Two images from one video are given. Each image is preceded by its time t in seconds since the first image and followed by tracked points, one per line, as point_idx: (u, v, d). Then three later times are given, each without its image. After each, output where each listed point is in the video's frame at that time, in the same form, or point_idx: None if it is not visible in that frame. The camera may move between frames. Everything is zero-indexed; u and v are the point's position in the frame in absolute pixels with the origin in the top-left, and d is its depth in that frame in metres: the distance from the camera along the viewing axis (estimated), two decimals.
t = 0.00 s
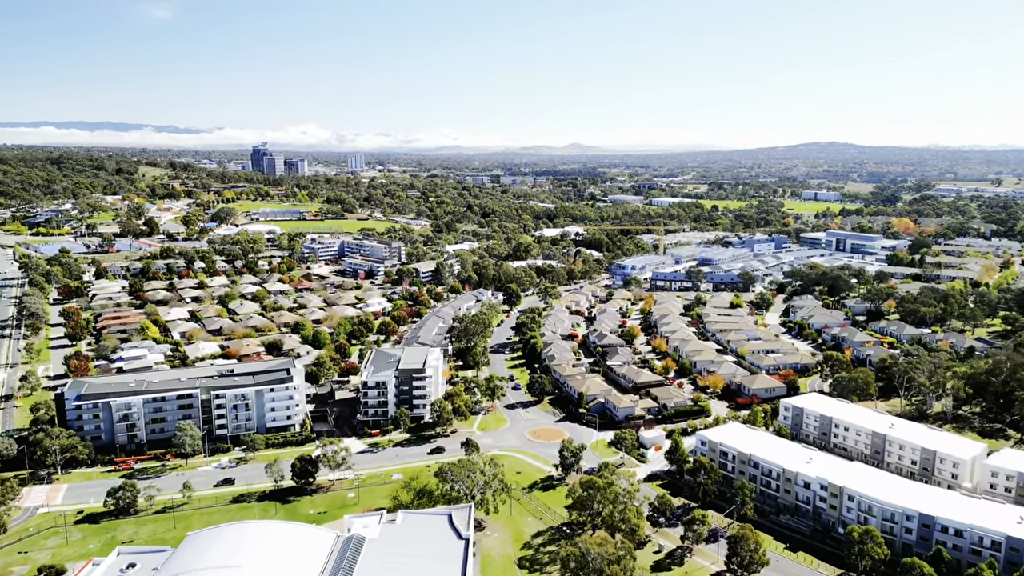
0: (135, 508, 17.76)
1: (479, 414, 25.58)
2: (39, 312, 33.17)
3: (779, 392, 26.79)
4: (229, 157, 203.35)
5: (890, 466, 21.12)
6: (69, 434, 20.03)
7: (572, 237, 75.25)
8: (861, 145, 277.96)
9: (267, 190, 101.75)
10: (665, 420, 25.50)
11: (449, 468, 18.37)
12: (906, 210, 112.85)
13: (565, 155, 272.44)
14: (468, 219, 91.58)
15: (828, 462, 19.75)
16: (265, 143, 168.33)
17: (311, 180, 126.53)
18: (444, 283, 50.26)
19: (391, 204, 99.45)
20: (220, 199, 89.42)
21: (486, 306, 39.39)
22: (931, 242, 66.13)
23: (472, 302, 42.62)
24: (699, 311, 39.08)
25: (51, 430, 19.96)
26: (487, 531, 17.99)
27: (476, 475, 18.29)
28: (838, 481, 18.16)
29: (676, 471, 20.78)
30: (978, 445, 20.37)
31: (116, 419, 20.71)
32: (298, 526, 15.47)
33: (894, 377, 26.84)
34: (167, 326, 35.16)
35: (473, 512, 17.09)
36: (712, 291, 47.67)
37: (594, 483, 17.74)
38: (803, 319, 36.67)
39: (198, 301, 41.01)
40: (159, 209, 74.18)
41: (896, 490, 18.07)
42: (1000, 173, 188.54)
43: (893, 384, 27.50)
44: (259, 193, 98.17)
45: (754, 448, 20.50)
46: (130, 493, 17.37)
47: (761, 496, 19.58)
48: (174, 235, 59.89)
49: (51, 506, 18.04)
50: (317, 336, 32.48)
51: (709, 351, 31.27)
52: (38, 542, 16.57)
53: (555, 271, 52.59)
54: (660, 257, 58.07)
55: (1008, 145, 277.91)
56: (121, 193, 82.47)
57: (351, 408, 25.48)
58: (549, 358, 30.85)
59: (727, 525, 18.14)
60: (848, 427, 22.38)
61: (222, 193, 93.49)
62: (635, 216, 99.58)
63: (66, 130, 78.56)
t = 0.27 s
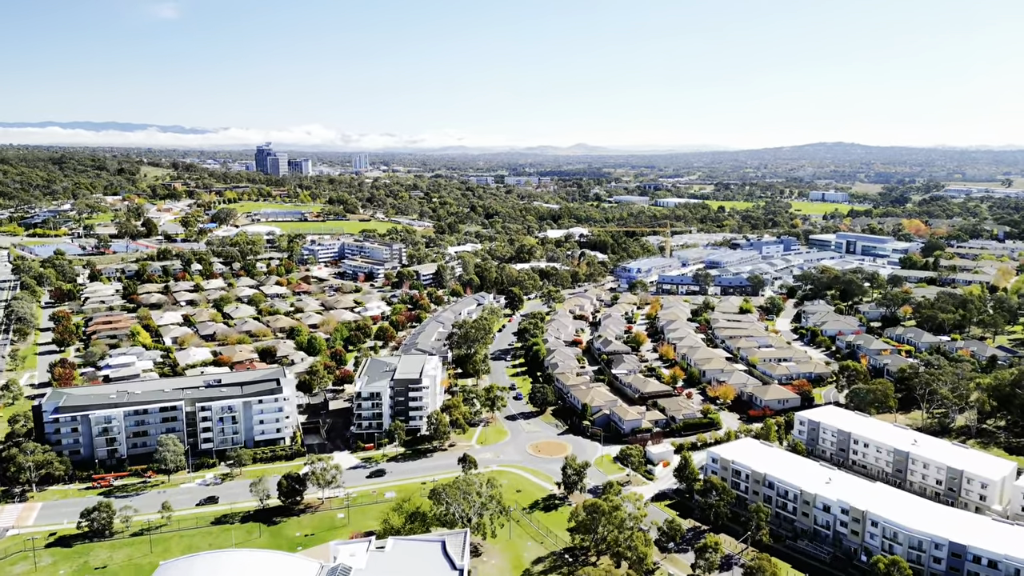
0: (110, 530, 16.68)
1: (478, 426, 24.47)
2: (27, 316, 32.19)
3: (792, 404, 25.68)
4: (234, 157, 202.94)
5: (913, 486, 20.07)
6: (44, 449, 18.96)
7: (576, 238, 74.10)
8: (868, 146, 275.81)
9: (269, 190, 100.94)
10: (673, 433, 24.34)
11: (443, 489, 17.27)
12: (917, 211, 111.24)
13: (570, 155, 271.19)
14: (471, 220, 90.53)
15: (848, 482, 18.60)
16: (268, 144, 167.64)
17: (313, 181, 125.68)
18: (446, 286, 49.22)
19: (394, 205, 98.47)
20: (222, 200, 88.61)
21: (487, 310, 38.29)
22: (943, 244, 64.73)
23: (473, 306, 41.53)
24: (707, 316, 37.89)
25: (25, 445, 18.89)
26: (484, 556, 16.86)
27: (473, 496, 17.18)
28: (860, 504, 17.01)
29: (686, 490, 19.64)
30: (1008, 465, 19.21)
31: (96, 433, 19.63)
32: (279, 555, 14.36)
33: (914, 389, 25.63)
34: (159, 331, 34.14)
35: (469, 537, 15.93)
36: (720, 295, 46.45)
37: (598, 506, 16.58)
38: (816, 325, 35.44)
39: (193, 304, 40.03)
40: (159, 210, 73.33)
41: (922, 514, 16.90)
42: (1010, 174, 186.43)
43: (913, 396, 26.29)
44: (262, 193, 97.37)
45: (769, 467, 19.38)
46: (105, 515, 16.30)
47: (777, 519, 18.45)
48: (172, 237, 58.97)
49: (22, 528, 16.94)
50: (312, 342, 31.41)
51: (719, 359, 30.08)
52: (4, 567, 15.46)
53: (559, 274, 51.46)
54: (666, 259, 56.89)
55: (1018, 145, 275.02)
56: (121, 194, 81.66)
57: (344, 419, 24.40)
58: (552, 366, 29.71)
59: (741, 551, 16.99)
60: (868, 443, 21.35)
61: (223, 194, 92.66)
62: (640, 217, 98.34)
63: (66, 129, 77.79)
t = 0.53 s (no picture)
0: (87, 555, 15.67)
1: (482, 441, 23.35)
2: (22, 321, 31.38)
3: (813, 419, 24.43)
4: (244, 158, 203.17)
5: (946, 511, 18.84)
6: (24, 465, 18.00)
7: (586, 241, 72.88)
8: (882, 147, 272.63)
9: (276, 191, 100.36)
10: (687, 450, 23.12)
11: (440, 514, 16.12)
12: (934, 213, 109.06)
13: (580, 156, 269.71)
14: (480, 222, 89.50)
15: (877, 509, 17.31)
16: (278, 144, 167.59)
17: (322, 182, 125.23)
18: (452, 290, 48.15)
19: (402, 206, 97.63)
20: (229, 202, 88.09)
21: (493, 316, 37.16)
22: (964, 248, 63.00)
23: (479, 311, 40.43)
24: (721, 324, 36.57)
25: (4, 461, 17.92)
26: None
27: (474, 522, 16.06)
28: (892, 535, 15.71)
29: (702, 514, 18.46)
30: None
31: (78, 448, 18.65)
32: None
33: (942, 404, 24.27)
34: (157, 336, 33.23)
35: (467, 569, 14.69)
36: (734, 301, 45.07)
37: (609, 534, 15.38)
38: (835, 334, 34.04)
39: (193, 308, 39.16)
40: (165, 211, 72.84)
41: (960, 545, 15.57)
42: None
43: (941, 411, 24.91)
44: (269, 194, 96.81)
45: (791, 490, 18.13)
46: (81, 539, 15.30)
47: (800, 548, 17.18)
48: (176, 238, 58.28)
49: None
50: (312, 349, 30.37)
51: (735, 370, 28.80)
52: None
53: (567, 278, 50.25)
54: (678, 263, 55.55)
55: None
56: (128, 195, 81.29)
57: (342, 433, 23.35)
58: (560, 377, 28.52)
59: None
60: (896, 464, 20.13)
61: (231, 195, 92.22)
62: (651, 219, 96.92)
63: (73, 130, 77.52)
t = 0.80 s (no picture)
0: None
1: (488, 457, 22.23)
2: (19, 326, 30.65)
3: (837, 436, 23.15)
4: (256, 159, 203.49)
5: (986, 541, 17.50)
6: (4, 483, 17.09)
7: (597, 243, 71.63)
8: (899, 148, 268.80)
9: (286, 192, 99.87)
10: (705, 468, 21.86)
11: (440, 542, 15.01)
12: (954, 215, 106.72)
13: (592, 156, 268.11)
14: (490, 224, 88.40)
15: (912, 539, 16.00)
16: (290, 145, 167.61)
17: (332, 183, 124.81)
18: (460, 295, 47.07)
19: (412, 208, 96.81)
20: (238, 203, 87.65)
21: (502, 322, 36.04)
22: (988, 252, 61.14)
23: (488, 317, 39.31)
24: (738, 331, 35.25)
25: None
26: None
27: (475, 552, 14.95)
28: (931, 570, 14.40)
29: (721, 541, 17.34)
30: None
31: (62, 465, 17.72)
32: None
33: (977, 422, 22.87)
34: (156, 342, 32.40)
35: None
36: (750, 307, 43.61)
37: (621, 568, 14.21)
38: (858, 343, 32.59)
39: (195, 313, 38.34)
40: (174, 212, 72.41)
41: None
42: None
43: (975, 428, 23.51)
44: (279, 194, 96.31)
45: (817, 518, 16.88)
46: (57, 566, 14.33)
47: None
48: (182, 240, 57.67)
49: None
50: (314, 357, 29.37)
51: (753, 382, 27.51)
52: None
53: (578, 283, 49.00)
54: (692, 267, 54.19)
55: None
56: (137, 196, 81.01)
57: (341, 447, 22.32)
58: (570, 388, 27.36)
59: None
60: (931, 488, 18.79)
61: (240, 196, 91.80)
62: (664, 221, 95.34)
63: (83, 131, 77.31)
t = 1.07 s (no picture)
0: None
1: (494, 474, 21.11)
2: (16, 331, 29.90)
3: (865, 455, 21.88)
4: (268, 159, 203.79)
5: None
6: None
7: (609, 245, 70.32)
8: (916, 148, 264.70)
9: (296, 192, 99.43)
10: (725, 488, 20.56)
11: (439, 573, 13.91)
12: (975, 216, 104.23)
13: (604, 157, 266.33)
14: (501, 225, 87.39)
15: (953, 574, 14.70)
16: (301, 145, 167.49)
17: (343, 183, 124.29)
18: (468, 298, 46.03)
19: (422, 209, 95.94)
20: (247, 204, 87.22)
21: (510, 328, 34.92)
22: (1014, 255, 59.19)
23: (496, 322, 38.21)
24: (756, 339, 33.90)
25: None
26: None
27: None
28: None
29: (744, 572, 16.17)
30: None
31: (44, 483, 16.80)
32: None
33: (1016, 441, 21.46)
34: (156, 347, 31.53)
35: None
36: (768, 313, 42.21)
37: None
38: (884, 353, 31.17)
39: (198, 317, 37.52)
40: (183, 213, 71.95)
41: None
42: None
43: (1013, 447, 22.08)
44: (289, 195, 95.90)
45: (848, 548, 15.64)
46: None
47: None
48: (189, 242, 57.11)
49: None
50: (315, 364, 28.29)
51: (774, 395, 26.20)
52: None
53: (589, 287, 47.80)
54: (707, 270, 52.79)
55: None
56: (146, 196, 80.69)
57: (339, 462, 21.27)
58: (581, 399, 26.17)
59: None
60: (970, 515, 17.47)
61: (250, 196, 91.34)
62: (677, 222, 93.86)
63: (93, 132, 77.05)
